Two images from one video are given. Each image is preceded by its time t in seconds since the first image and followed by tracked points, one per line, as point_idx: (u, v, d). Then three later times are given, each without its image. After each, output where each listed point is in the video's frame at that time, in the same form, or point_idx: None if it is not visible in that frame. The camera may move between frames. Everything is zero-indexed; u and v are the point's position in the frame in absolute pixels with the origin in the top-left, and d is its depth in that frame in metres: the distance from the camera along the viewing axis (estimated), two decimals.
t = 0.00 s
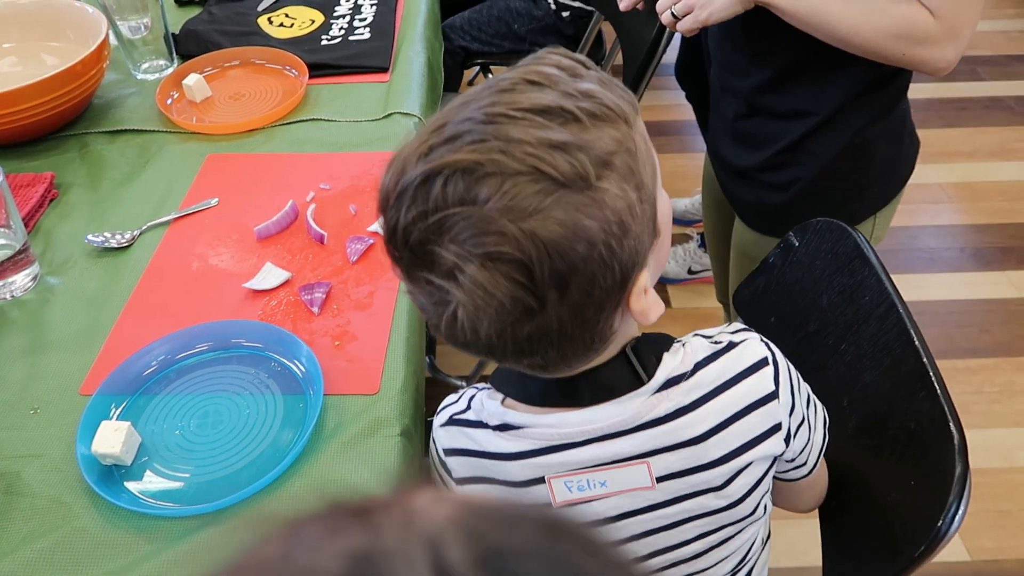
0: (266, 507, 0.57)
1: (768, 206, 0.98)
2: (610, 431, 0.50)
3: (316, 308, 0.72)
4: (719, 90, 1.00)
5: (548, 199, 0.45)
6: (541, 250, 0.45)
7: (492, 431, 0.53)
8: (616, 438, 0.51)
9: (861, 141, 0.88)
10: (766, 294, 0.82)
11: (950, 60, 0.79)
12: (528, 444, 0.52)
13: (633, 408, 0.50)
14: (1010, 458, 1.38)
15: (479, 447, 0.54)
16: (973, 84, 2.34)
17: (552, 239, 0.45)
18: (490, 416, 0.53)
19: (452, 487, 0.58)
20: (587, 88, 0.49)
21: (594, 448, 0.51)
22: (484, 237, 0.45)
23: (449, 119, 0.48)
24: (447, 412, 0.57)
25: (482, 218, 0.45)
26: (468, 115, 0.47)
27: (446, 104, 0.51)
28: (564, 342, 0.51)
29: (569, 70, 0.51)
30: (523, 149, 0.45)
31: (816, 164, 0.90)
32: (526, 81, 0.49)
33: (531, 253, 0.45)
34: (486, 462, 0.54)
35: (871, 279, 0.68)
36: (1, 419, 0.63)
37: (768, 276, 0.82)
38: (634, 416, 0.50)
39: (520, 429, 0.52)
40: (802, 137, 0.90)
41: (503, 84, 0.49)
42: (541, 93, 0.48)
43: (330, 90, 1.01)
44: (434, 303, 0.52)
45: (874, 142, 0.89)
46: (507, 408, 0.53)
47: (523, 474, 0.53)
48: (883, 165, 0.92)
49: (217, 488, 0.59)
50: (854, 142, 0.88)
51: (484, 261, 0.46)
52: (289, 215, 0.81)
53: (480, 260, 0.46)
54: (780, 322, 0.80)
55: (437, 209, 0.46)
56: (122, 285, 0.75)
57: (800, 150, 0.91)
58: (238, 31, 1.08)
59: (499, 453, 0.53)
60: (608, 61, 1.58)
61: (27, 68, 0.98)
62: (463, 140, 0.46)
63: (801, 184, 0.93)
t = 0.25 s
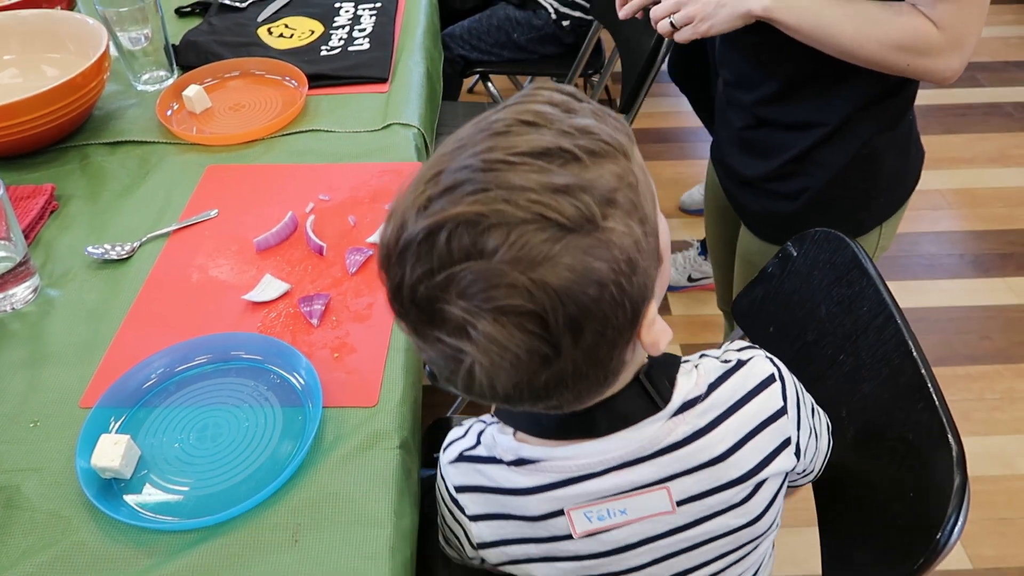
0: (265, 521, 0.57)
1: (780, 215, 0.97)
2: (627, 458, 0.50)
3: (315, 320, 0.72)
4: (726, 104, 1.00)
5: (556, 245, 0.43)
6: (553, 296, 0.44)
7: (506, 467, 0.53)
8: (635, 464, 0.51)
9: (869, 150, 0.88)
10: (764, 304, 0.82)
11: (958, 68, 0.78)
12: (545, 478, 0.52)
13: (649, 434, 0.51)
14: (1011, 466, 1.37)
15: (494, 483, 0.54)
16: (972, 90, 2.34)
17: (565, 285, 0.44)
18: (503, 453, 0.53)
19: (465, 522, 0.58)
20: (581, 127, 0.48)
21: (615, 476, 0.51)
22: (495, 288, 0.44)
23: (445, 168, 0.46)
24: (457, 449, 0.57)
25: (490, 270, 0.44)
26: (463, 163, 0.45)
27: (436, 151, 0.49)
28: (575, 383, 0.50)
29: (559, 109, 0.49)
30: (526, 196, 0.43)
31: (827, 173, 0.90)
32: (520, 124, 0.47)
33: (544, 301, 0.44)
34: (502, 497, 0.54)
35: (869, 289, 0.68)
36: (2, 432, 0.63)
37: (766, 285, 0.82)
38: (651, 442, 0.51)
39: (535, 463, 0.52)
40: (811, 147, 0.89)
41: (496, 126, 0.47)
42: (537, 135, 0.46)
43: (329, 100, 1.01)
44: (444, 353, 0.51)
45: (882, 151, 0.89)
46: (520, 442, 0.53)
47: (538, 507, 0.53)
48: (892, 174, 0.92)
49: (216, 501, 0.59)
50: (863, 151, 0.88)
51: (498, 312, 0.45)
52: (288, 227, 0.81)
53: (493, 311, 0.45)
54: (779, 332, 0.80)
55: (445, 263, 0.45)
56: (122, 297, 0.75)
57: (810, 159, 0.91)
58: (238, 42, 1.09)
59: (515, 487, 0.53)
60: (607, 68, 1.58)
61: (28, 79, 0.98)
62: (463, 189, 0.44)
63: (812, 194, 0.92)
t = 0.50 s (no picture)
0: (264, 540, 0.57)
1: (802, 236, 1.00)
2: (704, 492, 0.53)
3: (316, 337, 0.72)
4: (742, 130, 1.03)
5: (608, 205, 0.46)
6: (639, 251, 0.46)
7: (579, 543, 0.52)
8: (712, 495, 0.53)
9: (892, 171, 0.90)
10: (764, 324, 0.82)
11: (968, 70, 0.77)
12: (632, 539, 0.52)
13: (719, 462, 0.54)
14: (1011, 485, 1.37)
15: (570, 562, 0.53)
16: (971, 109, 2.36)
17: (642, 235, 0.46)
18: (576, 528, 0.53)
19: None
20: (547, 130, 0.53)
21: (691, 517, 0.52)
22: (585, 261, 0.45)
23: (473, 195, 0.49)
24: (511, 543, 0.55)
25: (574, 245, 0.45)
26: (484, 180, 0.49)
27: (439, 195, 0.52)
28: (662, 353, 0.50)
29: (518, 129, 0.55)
30: (553, 177, 0.47)
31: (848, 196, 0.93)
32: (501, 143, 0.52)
33: (634, 255, 0.46)
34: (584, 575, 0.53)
35: (868, 312, 0.68)
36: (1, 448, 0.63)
37: (765, 305, 0.82)
38: (724, 468, 0.54)
39: (614, 529, 0.52)
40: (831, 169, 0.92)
41: (483, 148, 0.52)
42: (522, 142, 0.51)
43: (331, 117, 1.02)
44: (537, 376, 0.50)
45: (903, 172, 0.91)
46: (588, 514, 0.53)
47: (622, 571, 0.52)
48: (915, 193, 0.94)
49: (215, 520, 0.59)
50: (884, 175, 0.90)
51: (598, 288, 0.46)
52: (289, 244, 0.81)
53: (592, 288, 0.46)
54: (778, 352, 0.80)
55: (529, 266, 0.46)
56: (123, 312, 0.76)
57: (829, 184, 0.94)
58: (242, 58, 1.10)
59: (597, 560, 0.52)
60: (608, 85, 1.60)
61: (32, 94, 0.99)
62: (501, 194, 0.47)
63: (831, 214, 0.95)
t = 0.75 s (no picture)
0: (261, 552, 0.57)
1: (812, 252, 1.02)
2: (762, 501, 0.57)
3: (315, 348, 0.72)
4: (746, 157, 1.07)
5: (652, 205, 0.51)
6: (695, 240, 0.49)
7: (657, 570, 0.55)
8: (769, 503, 0.57)
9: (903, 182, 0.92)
10: (765, 339, 0.83)
11: (943, 75, 0.80)
12: (706, 559, 0.55)
13: (770, 470, 0.58)
14: (1009, 502, 1.37)
15: None
16: (969, 125, 2.37)
17: (693, 226, 0.50)
18: (649, 558, 0.55)
19: None
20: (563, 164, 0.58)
21: (750, 532, 0.56)
22: (650, 255, 0.48)
23: (522, 221, 0.52)
24: None
25: (635, 241, 0.49)
26: (529, 205, 0.52)
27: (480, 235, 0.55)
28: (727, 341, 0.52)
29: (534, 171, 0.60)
30: (594, 190, 0.51)
31: (860, 210, 0.94)
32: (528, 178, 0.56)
33: (693, 244, 0.49)
34: None
35: (868, 327, 0.69)
36: None
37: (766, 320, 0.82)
38: (775, 474, 0.58)
39: (688, 552, 0.54)
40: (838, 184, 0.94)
41: (515, 183, 0.56)
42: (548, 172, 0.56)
43: (333, 128, 1.02)
44: (618, 384, 0.50)
45: (914, 183, 0.93)
46: (658, 541, 0.56)
47: None
48: (927, 204, 0.96)
49: (212, 531, 0.59)
50: (896, 186, 0.92)
51: (669, 280, 0.48)
52: (290, 254, 0.81)
53: (662, 280, 0.48)
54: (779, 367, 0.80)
55: (602, 269, 0.48)
56: (122, 322, 0.76)
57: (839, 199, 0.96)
58: (245, 68, 1.10)
59: None
60: (607, 99, 1.60)
61: (34, 102, 0.99)
62: (551, 212, 0.51)
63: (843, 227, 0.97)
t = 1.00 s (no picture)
0: (261, 560, 0.56)
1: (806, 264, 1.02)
2: (798, 496, 0.58)
3: (316, 355, 0.72)
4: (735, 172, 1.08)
5: (752, 196, 0.50)
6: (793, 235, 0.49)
7: (702, 569, 0.55)
8: (803, 497, 0.58)
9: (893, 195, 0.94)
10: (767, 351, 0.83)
11: (921, 85, 0.81)
12: (748, 555, 0.55)
13: (804, 465, 0.59)
14: (1009, 515, 1.37)
15: None
16: (971, 137, 2.38)
17: (790, 222, 0.50)
18: (695, 556, 0.55)
19: None
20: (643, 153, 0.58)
21: (786, 526, 0.57)
22: (752, 245, 0.47)
23: (614, 202, 0.51)
24: None
25: (738, 229, 0.48)
26: (623, 187, 0.51)
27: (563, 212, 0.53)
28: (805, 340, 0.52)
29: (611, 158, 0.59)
30: (692, 177, 0.50)
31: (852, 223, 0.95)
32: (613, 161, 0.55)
33: (791, 239, 0.49)
34: None
35: (871, 339, 0.68)
36: None
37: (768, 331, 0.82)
38: (809, 470, 0.59)
39: (733, 548, 0.55)
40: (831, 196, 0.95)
41: (600, 166, 0.54)
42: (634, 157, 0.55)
43: (336, 134, 1.02)
44: (702, 375, 0.49)
45: (903, 195, 0.94)
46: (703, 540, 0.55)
47: None
48: (918, 215, 0.97)
49: (211, 538, 0.58)
50: (886, 198, 0.94)
51: (767, 272, 0.48)
52: (291, 260, 0.81)
53: (762, 272, 0.47)
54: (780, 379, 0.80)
55: (706, 253, 0.47)
56: (123, 326, 0.75)
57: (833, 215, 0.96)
58: (249, 74, 1.10)
59: None
60: (609, 108, 1.60)
61: (38, 106, 0.99)
62: (648, 195, 0.50)
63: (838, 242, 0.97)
